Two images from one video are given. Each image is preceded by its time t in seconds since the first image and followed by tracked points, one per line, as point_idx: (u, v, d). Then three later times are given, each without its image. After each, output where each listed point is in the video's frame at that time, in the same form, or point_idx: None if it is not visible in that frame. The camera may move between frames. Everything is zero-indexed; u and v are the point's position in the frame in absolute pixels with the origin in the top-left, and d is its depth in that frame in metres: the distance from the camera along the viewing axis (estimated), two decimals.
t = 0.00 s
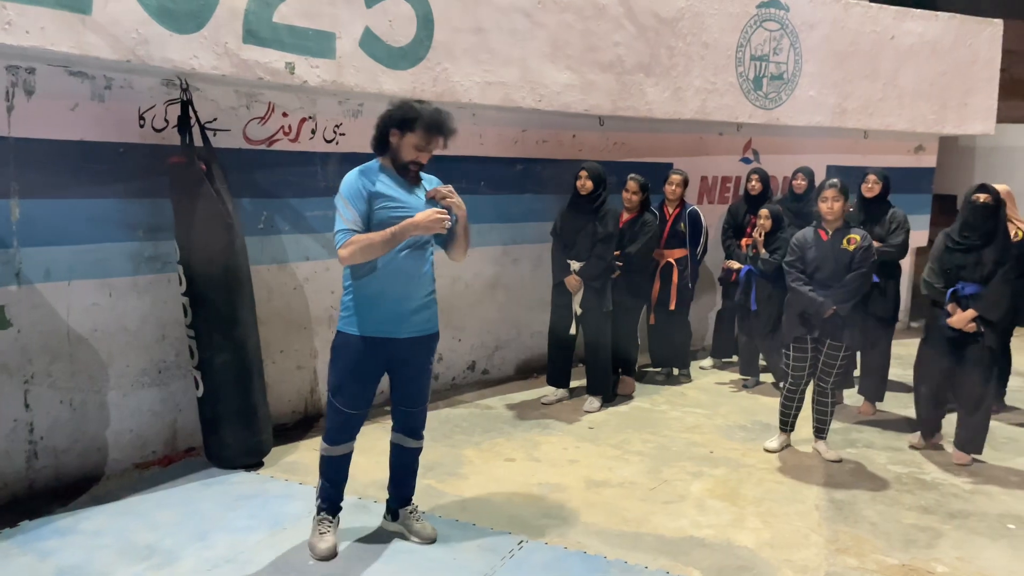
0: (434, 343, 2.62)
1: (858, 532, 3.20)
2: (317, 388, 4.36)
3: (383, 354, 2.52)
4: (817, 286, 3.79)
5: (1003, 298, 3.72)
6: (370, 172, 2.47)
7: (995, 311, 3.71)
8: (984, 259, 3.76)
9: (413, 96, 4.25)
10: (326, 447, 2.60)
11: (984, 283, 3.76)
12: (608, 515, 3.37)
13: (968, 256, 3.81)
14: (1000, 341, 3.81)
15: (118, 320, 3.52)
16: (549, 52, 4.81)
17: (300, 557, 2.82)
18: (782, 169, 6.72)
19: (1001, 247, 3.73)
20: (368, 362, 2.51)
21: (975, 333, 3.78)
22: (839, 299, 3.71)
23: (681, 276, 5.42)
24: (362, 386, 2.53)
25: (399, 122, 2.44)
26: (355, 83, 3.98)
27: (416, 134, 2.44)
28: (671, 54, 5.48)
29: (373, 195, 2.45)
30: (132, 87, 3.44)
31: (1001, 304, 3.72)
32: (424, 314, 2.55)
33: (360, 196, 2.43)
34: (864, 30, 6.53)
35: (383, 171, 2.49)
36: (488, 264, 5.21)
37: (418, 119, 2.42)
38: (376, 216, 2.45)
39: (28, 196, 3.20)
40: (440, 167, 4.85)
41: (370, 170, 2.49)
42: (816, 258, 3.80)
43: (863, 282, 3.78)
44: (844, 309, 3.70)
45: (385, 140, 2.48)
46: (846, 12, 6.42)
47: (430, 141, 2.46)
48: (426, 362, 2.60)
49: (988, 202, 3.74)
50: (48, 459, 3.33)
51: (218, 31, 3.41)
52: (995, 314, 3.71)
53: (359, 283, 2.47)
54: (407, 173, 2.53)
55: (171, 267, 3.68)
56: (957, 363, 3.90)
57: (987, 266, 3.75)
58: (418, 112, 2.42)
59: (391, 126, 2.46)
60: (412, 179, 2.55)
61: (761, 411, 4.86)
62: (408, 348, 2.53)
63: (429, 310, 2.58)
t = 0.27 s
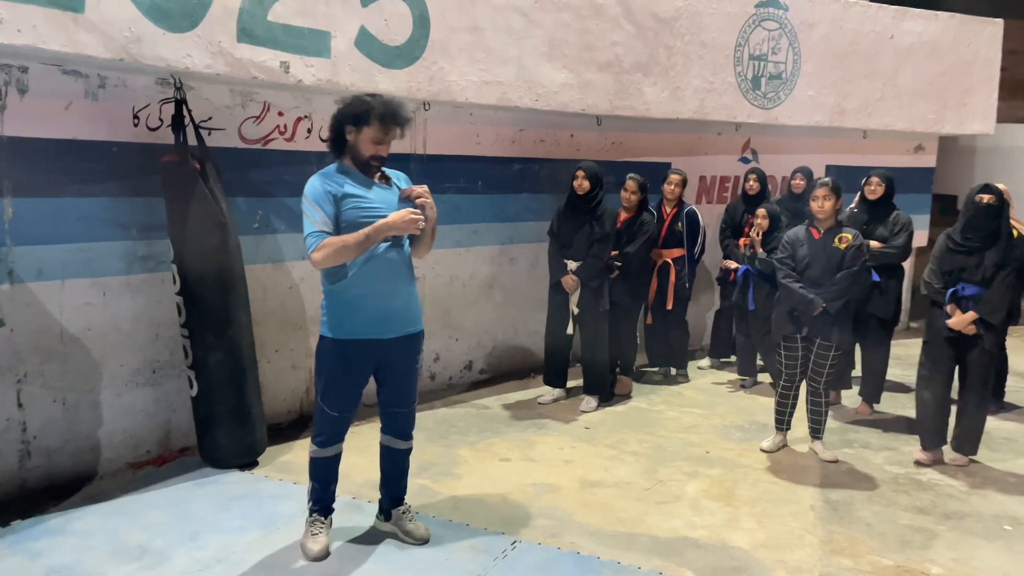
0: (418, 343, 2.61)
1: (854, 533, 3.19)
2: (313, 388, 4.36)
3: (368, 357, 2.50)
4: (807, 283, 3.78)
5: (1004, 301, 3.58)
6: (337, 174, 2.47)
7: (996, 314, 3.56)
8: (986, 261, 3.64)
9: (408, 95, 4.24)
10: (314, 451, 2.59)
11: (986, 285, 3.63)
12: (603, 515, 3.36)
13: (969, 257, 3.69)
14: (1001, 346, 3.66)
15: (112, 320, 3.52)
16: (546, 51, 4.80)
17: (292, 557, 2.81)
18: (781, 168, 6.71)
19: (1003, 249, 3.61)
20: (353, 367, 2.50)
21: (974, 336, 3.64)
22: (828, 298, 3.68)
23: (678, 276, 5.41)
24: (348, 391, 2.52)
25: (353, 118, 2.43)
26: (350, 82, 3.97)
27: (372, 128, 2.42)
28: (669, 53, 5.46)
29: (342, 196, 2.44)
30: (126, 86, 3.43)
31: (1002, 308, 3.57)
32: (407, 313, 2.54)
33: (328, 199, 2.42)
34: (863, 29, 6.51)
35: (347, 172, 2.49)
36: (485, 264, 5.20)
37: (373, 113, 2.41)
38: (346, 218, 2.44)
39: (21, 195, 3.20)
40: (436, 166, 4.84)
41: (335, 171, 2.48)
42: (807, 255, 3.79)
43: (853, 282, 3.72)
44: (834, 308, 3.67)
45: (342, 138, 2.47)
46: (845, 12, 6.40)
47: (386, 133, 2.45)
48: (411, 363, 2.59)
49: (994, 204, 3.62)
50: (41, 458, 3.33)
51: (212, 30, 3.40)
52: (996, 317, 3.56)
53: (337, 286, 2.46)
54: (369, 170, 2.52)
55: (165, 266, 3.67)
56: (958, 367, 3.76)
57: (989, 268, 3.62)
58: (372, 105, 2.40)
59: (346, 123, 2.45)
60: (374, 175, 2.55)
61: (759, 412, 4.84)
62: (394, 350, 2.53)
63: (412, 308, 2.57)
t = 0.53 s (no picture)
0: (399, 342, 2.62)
1: (850, 534, 3.17)
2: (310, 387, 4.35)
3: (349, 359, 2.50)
4: (801, 283, 3.77)
5: (999, 304, 3.52)
6: (304, 175, 2.46)
7: (991, 317, 3.51)
8: (982, 263, 3.57)
9: (405, 94, 4.23)
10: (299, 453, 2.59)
11: (981, 288, 3.57)
12: (597, 516, 3.35)
13: (965, 259, 3.61)
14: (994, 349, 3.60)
15: (107, 318, 3.52)
16: (544, 50, 4.79)
17: (284, 557, 2.80)
18: (782, 168, 6.68)
19: (1000, 252, 3.55)
20: (335, 369, 2.49)
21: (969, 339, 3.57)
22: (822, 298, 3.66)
23: (678, 276, 5.39)
24: (331, 393, 2.52)
25: (316, 115, 2.39)
26: (346, 80, 3.96)
27: (337, 124, 2.40)
28: (668, 52, 5.44)
29: (310, 198, 2.44)
30: (121, 84, 3.44)
31: (997, 311, 3.52)
32: (384, 313, 2.53)
33: (296, 201, 2.42)
34: (865, 28, 6.48)
35: (314, 172, 2.46)
36: (483, 263, 5.19)
37: (336, 111, 2.38)
38: (315, 219, 2.43)
39: (15, 194, 3.20)
40: (434, 165, 4.83)
41: (301, 173, 2.47)
42: (802, 254, 3.77)
43: (848, 281, 3.71)
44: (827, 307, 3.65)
45: (307, 137, 2.43)
46: (847, 10, 6.37)
47: (353, 128, 2.43)
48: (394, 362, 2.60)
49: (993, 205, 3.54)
50: (35, 457, 3.33)
51: (206, 28, 3.40)
52: (992, 320, 3.50)
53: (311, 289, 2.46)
54: (338, 168, 2.50)
55: (160, 265, 3.67)
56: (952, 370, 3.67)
57: (985, 270, 3.55)
58: (334, 103, 2.37)
59: (309, 121, 2.41)
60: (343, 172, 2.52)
61: (758, 412, 4.82)
62: (375, 350, 2.53)
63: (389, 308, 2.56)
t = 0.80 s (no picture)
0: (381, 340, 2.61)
1: (846, 535, 3.14)
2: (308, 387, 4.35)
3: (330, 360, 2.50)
4: (796, 282, 3.75)
5: (990, 306, 3.42)
6: (272, 173, 2.45)
7: (983, 319, 3.41)
8: (972, 264, 3.47)
9: (402, 93, 4.23)
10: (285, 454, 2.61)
11: (971, 289, 3.47)
12: (591, 516, 3.33)
13: (954, 261, 3.51)
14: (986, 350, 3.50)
15: (102, 317, 3.53)
16: (543, 49, 4.78)
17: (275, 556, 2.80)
18: (785, 167, 6.64)
19: (989, 252, 3.45)
20: (316, 371, 2.49)
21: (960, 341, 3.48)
22: (817, 297, 3.64)
23: (679, 276, 5.36)
24: (313, 394, 2.53)
25: (277, 108, 2.39)
26: (342, 79, 3.96)
27: (298, 112, 2.38)
28: (669, 51, 5.42)
29: (277, 195, 2.43)
30: (117, 83, 3.44)
31: (989, 313, 3.42)
32: (361, 312, 2.52)
33: (262, 198, 2.41)
34: (869, 26, 6.44)
35: (283, 169, 2.47)
36: (483, 263, 5.18)
37: (293, 99, 2.36)
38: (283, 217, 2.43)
39: (10, 192, 3.22)
40: (432, 164, 4.82)
41: (270, 170, 2.47)
42: (797, 254, 3.77)
43: (845, 280, 3.67)
44: (822, 306, 3.63)
45: (274, 133, 2.44)
46: (850, 9, 6.32)
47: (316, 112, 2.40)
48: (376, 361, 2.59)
49: (981, 205, 3.44)
50: (31, 455, 3.34)
51: (201, 27, 3.40)
52: (983, 322, 3.41)
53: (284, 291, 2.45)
54: (310, 157, 2.48)
55: (156, 264, 3.67)
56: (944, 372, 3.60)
57: (975, 272, 3.45)
58: (291, 92, 2.36)
59: (273, 116, 2.41)
60: (316, 161, 2.50)
61: (757, 412, 4.79)
62: (356, 349, 2.52)
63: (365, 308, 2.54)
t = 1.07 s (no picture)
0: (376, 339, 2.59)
1: (845, 536, 3.12)
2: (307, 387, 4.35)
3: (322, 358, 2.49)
4: (795, 282, 3.74)
5: (987, 307, 3.39)
6: (260, 174, 2.46)
7: (980, 319, 3.38)
8: (967, 264, 3.44)
9: (402, 92, 4.22)
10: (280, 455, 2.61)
11: (968, 289, 3.44)
12: (589, 516, 3.32)
13: (950, 261, 3.49)
14: (984, 351, 3.46)
15: (101, 316, 3.54)
16: (544, 49, 4.77)
17: (271, 556, 2.79)
18: (788, 167, 6.61)
19: (985, 252, 3.42)
20: (307, 369, 2.49)
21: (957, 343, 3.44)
22: (815, 298, 3.62)
23: (682, 276, 5.33)
24: (306, 392, 2.53)
25: (256, 111, 2.45)
26: (341, 79, 3.96)
27: (272, 103, 2.42)
28: (671, 50, 5.40)
29: (264, 197, 2.43)
30: (116, 83, 3.45)
31: (986, 313, 3.39)
32: (351, 311, 2.51)
33: (248, 200, 2.42)
34: (873, 26, 6.40)
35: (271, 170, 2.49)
36: (483, 263, 5.17)
37: (268, 101, 2.42)
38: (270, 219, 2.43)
39: (8, 191, 3.23)
40: (433, 164, 4.82)
41: (259, 172, 2.48)
42: (796, 255, 3.75)
43: (844, 280, 3.65)
44: (820, 307, 3.62)
45: (259, 136, 2.50)
46: (854, 8, 6.29)
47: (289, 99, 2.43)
48: (371, 360, 2.58)
49: (975, 205, 3.41)
50: (29, 453, 3.35)
51: (200, 27, 3.41)
52: (980, 323, 3.38)
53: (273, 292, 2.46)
54: (296, 145, 2.45)
55: (155, 263, 3.68)
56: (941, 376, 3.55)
57: (971, 272, 3.43)
58: (266, 94, 2.42)
59: (256, 119, 2.48)
60: (303, 147, 2.47)
61: (758, 413, 4.77)
62: (348, 347, 2.51)
63: (356, 307, 2.53)
